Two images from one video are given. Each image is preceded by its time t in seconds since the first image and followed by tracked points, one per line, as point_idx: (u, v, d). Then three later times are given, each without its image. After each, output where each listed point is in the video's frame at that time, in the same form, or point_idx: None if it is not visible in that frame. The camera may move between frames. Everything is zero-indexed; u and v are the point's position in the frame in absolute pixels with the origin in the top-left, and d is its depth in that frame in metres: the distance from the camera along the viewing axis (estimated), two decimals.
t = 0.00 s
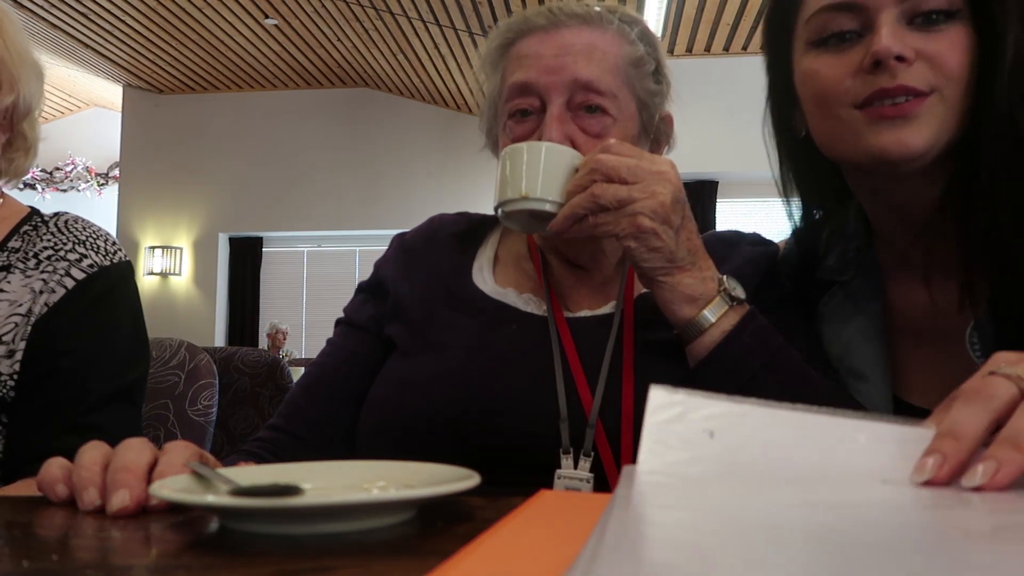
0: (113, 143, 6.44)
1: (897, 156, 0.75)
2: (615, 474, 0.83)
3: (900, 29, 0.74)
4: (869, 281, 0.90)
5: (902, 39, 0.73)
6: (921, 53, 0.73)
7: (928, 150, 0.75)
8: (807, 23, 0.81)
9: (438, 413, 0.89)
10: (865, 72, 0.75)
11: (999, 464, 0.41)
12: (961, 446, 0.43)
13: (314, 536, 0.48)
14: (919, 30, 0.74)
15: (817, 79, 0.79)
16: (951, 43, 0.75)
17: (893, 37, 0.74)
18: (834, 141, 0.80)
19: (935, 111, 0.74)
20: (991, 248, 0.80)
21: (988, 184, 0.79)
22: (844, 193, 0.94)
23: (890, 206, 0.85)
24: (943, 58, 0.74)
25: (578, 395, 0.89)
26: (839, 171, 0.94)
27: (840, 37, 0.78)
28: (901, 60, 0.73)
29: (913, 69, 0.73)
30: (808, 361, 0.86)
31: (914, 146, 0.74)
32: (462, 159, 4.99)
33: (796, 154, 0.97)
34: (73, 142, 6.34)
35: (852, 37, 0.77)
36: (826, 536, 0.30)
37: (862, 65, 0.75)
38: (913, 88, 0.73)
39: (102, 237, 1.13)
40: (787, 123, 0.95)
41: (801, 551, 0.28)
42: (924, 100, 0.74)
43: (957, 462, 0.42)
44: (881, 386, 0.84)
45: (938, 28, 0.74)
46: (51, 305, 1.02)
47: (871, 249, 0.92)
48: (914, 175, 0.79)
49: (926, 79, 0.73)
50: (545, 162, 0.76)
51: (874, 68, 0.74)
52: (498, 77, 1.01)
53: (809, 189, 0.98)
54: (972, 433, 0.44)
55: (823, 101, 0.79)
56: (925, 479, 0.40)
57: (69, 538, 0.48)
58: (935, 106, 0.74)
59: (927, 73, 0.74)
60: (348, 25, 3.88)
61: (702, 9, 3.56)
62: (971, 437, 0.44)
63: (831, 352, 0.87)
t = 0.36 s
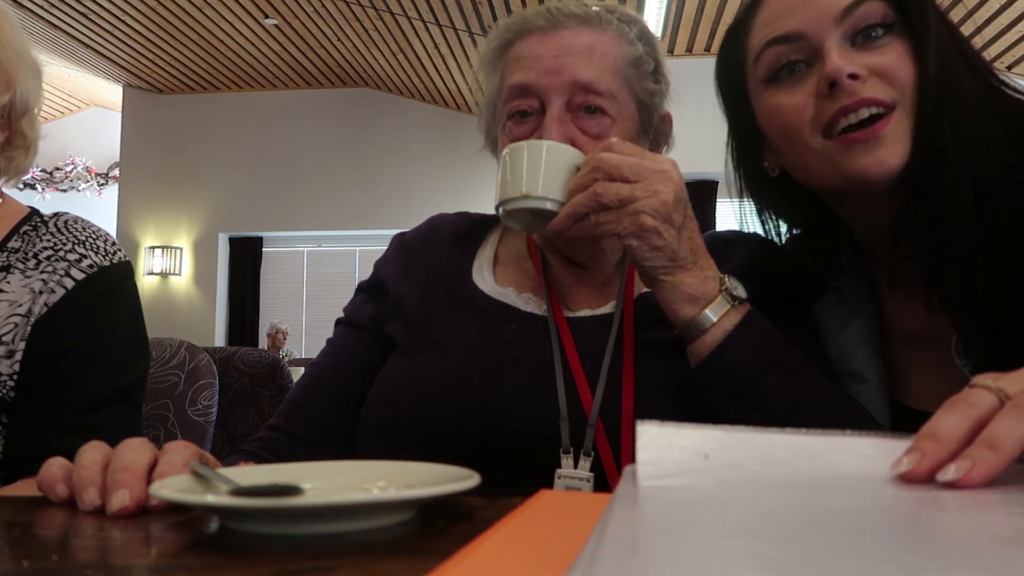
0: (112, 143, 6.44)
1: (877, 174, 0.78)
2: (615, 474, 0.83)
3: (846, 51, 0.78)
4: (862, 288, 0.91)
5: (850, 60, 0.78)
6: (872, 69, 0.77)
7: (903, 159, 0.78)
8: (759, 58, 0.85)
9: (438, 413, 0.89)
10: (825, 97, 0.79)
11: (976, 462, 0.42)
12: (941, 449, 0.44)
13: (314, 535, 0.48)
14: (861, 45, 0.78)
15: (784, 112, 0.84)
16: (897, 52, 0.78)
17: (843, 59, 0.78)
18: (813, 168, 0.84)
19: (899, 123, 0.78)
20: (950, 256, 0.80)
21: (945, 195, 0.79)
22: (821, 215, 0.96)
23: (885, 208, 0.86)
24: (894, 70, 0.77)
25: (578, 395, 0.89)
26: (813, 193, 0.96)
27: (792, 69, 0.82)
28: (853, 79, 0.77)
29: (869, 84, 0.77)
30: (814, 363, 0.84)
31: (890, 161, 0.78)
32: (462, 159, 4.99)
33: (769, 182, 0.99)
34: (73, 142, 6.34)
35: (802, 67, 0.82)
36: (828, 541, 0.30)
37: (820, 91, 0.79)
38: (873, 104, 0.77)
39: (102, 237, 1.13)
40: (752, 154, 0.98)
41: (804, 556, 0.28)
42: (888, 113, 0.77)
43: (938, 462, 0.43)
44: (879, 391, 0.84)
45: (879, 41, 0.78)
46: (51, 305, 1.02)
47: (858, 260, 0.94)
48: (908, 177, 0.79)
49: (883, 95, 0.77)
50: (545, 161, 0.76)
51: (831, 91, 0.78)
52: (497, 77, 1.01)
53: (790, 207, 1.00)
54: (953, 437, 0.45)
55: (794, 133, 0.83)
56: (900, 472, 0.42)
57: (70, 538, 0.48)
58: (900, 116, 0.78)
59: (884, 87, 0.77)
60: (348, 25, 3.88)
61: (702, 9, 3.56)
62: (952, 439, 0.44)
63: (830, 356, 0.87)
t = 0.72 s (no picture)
0: (112, 143, 6.44)
1: (864, 184, 0.79)
2: (615, 475, 0.83)
3: (850, 60, 0.78)
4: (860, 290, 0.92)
5: (853, 69, 0.77)
6: (874, 82, 0.77)
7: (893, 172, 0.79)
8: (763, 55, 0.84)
9: (438, 414, 0.89)
10: (822, 105, 0.78)
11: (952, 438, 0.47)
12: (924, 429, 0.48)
13: (314, 536, 0.48)
14: (867, 59, 0.78)
15: (779, 113, 0.83)
16: (901, 68, 0.78)
17: (845, 69, 0.77)
18: (804, 174, 0.84)
19: (892, 138, 0.78)
20: (937, 264, 0.81)
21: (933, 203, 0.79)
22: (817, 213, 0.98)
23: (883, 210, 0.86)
24: (894, 85, 0.78)
25: (578, 397, 0.89)
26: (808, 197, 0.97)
27: (795, 71, 0.82)
28: (854, 90, 0.76)
29: (869, 98, 0.77)
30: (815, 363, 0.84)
31: (878, 173, 0.78)
32: (462, 159, 5.00)
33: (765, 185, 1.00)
34: (73, 142, 6.34)
35: (805, 72, 0.81)
36: (823, 534, 0.30)
37: (818, 97, 0.78)
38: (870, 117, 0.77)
39: (101, 237, 1.13)
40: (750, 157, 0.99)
41: (800, 550, 0.28)
42: (884, 128, 0.78)
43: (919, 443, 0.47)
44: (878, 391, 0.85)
45: (887, 54, 0.78)
46: (50, 305, 1.02)
47: (856, 262, 0.95)
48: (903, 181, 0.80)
49: (880, 108, 0.78)
50: (545, 161, 0.76)
51: (830, 100, 0.78)
52: (497, 76, 1.01)
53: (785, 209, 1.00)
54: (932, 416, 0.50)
55: (787, 135, 0.83)
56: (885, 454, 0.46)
57: (69, 538, 0.48)
58: (895, 133, 0.78)
59: (882, 101, 0.78)
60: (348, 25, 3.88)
61: (702, 9, 3.56)
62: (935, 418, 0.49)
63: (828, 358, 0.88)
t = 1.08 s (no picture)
0: (112, 144, 6.44)
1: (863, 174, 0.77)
2: (615, 475, 0.83)
3: (883, 48, 0.75)
4: (863, 284, 0.89)
5: (881, 59, 0.75)
6: (900, 75, 0.75)
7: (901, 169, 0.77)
8: (799, 29, 0.82)
9: (438, 414, 0.89)
10: (845, 88, 0.76)
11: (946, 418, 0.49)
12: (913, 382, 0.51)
13: (314, 536, 0.48)
14: (903, 51, 0.76)
15: (802, 89, 0.80)
16: (931, 66, 0.76)
17: (875, 57, 0.75)
18: (816, 150, 0.80)
19: (906, 133, 0.76)
20: (964, 257, 0.80)
21: (960, 196, 0.80)
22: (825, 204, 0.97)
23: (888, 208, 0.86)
24: (920, 82, 0.75)
25: (578, 397, 0.89)
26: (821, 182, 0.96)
27: (829, 48, 0.79)
28: (878, 81, 0.74)
29: (889, 90, 0.74)
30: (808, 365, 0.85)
31: (883, 165, 0.76)
32: (462, 159, 5.00)
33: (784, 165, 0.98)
34: (73, 142, 6.34)
35: (839, 49, 0.78)
36: (822, 533, 0.30)
37: (843, 81, 0.76)
38: (889, 107, 0.74)
39: (100, 237, 1.13)
40: (773, 133, 0.97)
41: (798, 549, 0.28)
42: (896, 123, 0.75)
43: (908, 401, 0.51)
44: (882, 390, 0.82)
45: (925, 51, 0.76)
46: (49, 305, 1.02)
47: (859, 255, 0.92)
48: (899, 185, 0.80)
49: (902, 101, 0.75)
50: (545, 161, 0.76)
51: (855, 86, 0.75)
52: (498, 75, 1.01)
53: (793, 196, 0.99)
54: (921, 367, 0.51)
55: (804, 115, 0.80)
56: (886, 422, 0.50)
57: (69, 538, 0.48)
58: (907, 129, 0.76)
59: (904, 95, 0.75)
60: (348, 24, 3.88)
61: (702, 9, 3.56)
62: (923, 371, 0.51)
63: (830, 357, 0.86)
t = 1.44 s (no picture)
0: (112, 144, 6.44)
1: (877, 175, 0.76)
2: (615, 475, 0.83)
3: (897, 48, 0.75)
4: (864, 286, 0.89)
5: (896, 57, 0.74)
6: (913, 75, 0.75)
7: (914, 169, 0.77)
8: (809, 29, 0.82)
9: (438, 414, 0.89)
10: (858, 87, 0.76)
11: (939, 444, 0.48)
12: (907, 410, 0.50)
13: (314, 536, 0.48)
14: (915, 50, 0.76)
15: (812, 88, 0.80)
16: (944, 65, 0.76)
17: (888, 56, 0.74)
18: (828, 150, 0.80)
19: (919, 134, 0.76)
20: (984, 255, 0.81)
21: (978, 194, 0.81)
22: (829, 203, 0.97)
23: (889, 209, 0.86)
24: (932, 81, 0.76)
25: (578, 396, 0.89)
26: (825, 173, 0.96)
27: (839, 46, 0.79)
28: (892, 79, 0.74)
29: (901, 90, 0.74)
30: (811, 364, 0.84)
31: (896, 166, 0.76)
32: (462, 159, 4.99)
33: (789, 158, 0.97)
34: (73, 142, 6.34)
35: (851, 48, 0.78)
36: (820, 536, 0.31)
37: (856, 81, 0.76)
38: (902, 106, 0.74)
39: (99, 237, 1.13)
40: (779, 130, 0.96)
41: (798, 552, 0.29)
42: (910, 123, 0.75)
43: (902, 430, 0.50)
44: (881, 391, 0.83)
45: (936, 50, 0.76)
46: (48, 305, 1.02)
47: (861, 256, 0.92)
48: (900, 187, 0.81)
49: (915, 101, 0.75)
50: (546, 160, 0.76)
51: (868, 86, 0.75)
52: (499, 75, 1.00)
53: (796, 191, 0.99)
54: (916, 394, 0.51)
55: (816, 115, 0.80)
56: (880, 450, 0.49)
57: (69, 538, 0.48)
58: (920, 130, 0.76)
59: (916, 95, 0.75)
60: (348, 25, 3.88)
61: (702, 9, 3.56)
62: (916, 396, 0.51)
63: (830, 357, 0.86)
